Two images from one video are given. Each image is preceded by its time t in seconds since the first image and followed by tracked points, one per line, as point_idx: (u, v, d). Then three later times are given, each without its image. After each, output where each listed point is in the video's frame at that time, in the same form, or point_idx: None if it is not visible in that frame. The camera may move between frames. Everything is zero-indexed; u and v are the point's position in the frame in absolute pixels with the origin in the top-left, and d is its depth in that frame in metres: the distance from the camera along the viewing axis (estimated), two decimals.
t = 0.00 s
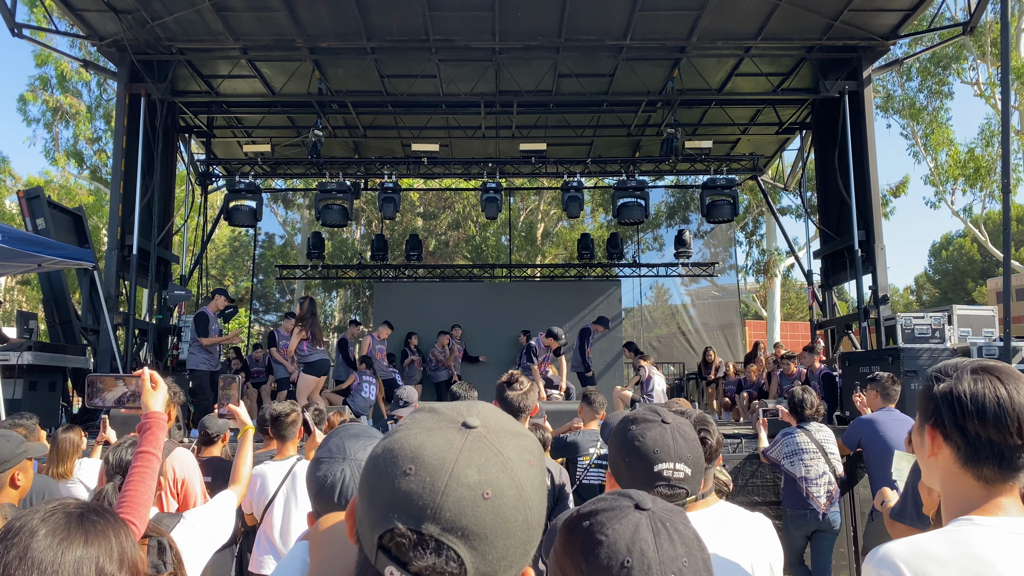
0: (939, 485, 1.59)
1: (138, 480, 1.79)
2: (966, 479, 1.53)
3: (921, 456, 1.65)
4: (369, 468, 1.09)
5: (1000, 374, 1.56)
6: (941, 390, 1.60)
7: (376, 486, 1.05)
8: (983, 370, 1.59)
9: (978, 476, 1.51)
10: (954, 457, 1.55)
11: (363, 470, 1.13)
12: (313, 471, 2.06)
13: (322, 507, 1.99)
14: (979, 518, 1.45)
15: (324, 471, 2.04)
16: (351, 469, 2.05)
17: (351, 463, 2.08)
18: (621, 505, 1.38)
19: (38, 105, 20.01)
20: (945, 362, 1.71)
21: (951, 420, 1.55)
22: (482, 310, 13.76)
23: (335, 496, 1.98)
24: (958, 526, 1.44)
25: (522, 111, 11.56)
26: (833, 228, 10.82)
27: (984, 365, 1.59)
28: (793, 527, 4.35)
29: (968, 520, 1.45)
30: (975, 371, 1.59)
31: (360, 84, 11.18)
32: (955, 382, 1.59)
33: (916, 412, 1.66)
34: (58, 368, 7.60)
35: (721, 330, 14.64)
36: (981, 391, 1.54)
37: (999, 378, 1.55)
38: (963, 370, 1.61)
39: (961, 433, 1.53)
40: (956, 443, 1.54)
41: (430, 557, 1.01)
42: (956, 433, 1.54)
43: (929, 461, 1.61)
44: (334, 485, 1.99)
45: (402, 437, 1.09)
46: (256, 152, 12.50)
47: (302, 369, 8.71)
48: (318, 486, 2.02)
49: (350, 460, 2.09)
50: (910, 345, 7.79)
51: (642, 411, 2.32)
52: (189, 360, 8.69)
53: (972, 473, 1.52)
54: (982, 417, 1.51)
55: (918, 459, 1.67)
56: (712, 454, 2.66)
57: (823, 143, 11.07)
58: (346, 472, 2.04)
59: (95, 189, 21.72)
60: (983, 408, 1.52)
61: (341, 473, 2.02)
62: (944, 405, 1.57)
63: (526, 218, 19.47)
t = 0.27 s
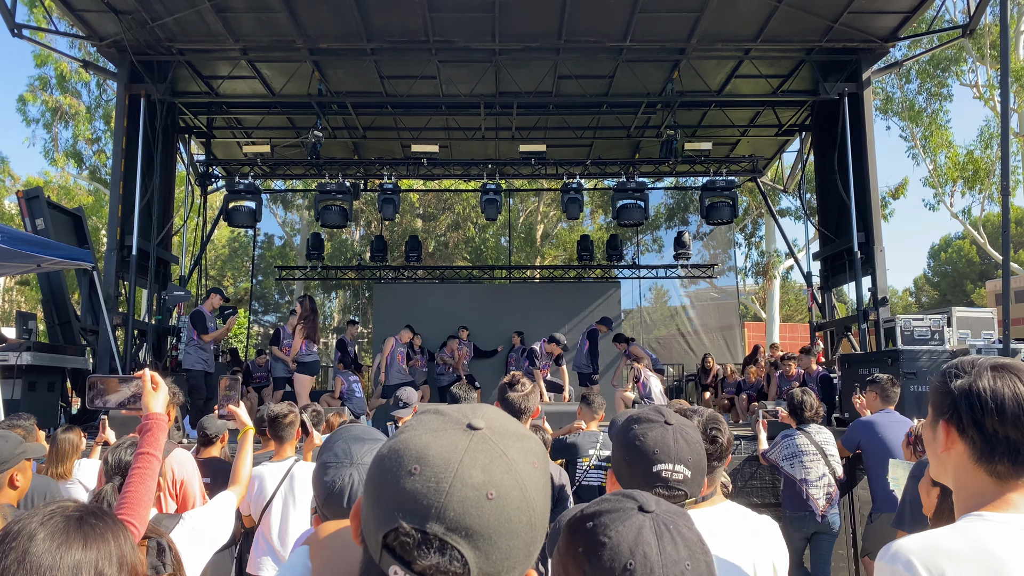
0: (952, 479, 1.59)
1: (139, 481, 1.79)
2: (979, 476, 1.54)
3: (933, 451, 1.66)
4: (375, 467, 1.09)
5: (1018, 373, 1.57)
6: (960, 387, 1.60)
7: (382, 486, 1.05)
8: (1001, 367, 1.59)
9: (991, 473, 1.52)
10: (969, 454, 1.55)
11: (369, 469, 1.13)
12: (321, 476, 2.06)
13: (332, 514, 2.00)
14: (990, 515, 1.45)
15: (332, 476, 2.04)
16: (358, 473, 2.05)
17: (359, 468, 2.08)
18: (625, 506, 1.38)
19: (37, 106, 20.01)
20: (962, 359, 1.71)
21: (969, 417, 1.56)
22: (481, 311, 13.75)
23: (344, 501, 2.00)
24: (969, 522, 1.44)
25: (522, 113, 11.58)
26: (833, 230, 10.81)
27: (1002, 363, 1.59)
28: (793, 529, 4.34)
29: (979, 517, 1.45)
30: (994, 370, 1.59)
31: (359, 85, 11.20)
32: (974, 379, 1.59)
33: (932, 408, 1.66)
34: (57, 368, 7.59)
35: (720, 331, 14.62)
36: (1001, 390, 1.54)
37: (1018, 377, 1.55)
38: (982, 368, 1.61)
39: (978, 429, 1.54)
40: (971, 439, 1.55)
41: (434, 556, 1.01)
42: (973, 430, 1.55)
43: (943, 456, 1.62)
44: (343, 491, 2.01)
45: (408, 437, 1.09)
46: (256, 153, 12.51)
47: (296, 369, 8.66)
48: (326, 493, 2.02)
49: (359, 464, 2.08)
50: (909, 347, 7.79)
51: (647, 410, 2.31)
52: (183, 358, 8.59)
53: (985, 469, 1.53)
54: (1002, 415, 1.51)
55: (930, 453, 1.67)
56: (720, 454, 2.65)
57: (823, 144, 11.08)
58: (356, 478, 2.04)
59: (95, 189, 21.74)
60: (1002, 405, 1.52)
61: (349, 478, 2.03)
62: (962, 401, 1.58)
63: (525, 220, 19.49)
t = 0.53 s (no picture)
0: (948, 478, 1.62)
1: (143, 483, 1.80)
2: (975, 476, 1.56)
3: (930, 449, 1.68)
4: (388, 466, 1.10)
5: (1017, 375, 1.58)
6: (958, 389, 1.61)
7: (396, 485, 1.06)
8: (1000, 369, 1.60)
9: (986, 473, 1.54)
10: (966, 454, 1.57)
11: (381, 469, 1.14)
12: (339, 475, 2.03)
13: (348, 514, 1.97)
14: (984, 515, 1.48)
15: (350, 476, 2.01)
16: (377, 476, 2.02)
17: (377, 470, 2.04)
18: (627, 512, 1.38)
19: (36, 105, 20.02)
20: (961, 359, 1.72)
21: (967, 418, 1.57)
22: (480, 313, 13.76)
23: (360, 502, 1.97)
24: (962, 521, 1.47)
25: (522, 114, 11.62)
26: (832, 232, 10.83)
27: (1002, 364, 1.60)
28: (792, 531, 4.35)
29: (974, 516, 1.48)
30: (994, 371, 1.60)
31: (359, 86, 11.22)
32: (973, 381, 1.60)
33: (929, 408, 1.68)
34: (57, 369, 7.60)
35: (719, 333, 14.63)
36: (1000, 392, 1.55)
37: (1016, 379, 1.56)
38: (980, 369, 1.62)
39: (976, 431, 1.55)
40: (970, 440, 1.56)
41: (449, 554, 1.02)
42: (970, 431, 1.57)
43: (940, 456, 1.64)
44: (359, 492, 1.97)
45: (421, 437, 1.10)
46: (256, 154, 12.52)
47: (290, 369, 8.62)
48: (344, 494, 1.99)
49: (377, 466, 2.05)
50: (908, 349, 7.80)
51: (659, 410, 2.32)
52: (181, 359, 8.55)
53: (981, 470, 1.55)
54: (1000, 418, 1.53)
55: (927, 451, 1.69)
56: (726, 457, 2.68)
57: (822, 147, 11.09)
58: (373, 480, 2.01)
59: (93, 189, 21.72)
60: (1001, 408, 1.53)
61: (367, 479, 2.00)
62: (960, 402, 1.59)
63: (524, 221, 19.57)
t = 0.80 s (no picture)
0: (944, 479, 1.61)
1: (149, 483, 1.78)
2: (972, 479, 1.55)
3: (926, 451, 1.66)
4: (402, 467, 1.08)
5: (1014, 377, 1.56)
6: (955, 391, 1.60)
7: (411, 487, 1.03)
8: (998, 372, 1.58)
9: (985, 476, 1.53)
10: (964, 457, 1.56)
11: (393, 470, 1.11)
12: (354, 466, 1.92)
13: (363, 505, 1.87)
14: (982, 517, 1.47)
15: (365, 467, 1.90)
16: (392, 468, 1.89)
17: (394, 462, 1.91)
18: (629, 522, 1.35)
19: (32, 104, 19.93)
20: (957, 359, 1.70)
21: (966, 421, 1.56)
22: (478, 314, 13.75)
23: (374, 493, 1.86)
24: (957, 522, 1.47)
25: (522, 115, 11.62)
26: (830, 234, 10.83)
27: (999, 365, 1.59)
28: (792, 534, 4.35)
29: (971, 518, 1.47)
30: (991, 374, 1.59)
31: (358, 86, 11.21)
32: (971, 384, 1.58)
33: (926, 409, 1.66)
34: (53, 368, 7.55)
35: (717, 335, 14.61)
36: (999, 395, 1.54)
37: (1014, 381, 1.55)
38: (977, 372, 1.61)
39: (975, 435, 1.54)
40: (968, 442, 1.55)
41: (468, 556, 1.00)
42: (968, 433, 1.55)
43: (937, 458, 1.62)
44: (373, 483, 1.86)
45: (435, 438, 1.08)
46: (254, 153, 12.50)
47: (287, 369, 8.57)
48: (358, 484, 1.88)
49: (394, 458, 1.92)
50: (906, 351, 7.80)
51: (676, 410, 2.30)
52: (176, 359, 8.48)
53: (979, 471, 1.54)
54: (1000, 422, 1.52)
55: (923, 453, 1.68)
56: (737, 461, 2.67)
57: (821, 149, 11.10)
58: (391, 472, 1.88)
59: (89, 189, 21.62)
60: (1000, 412, 1.52)
61: (382, 471, 1.87)
62: (959, 405, 1.58)
63: (522, 222, 19.64)
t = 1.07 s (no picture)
0: (941, 478, 1.60)
1: (154, 481, 1.77)
2: (972, 479, 1.54)
3: (923, 451, 1.65)
4: (411, 468, 1.06)
5: (1010, 377, 1.56)
6: (952, 392, 1.59)
7: (421, 488, 1.02)
8: (996, 372, 1.58)
9: (984, 475, 1.52)
10: (961, 457, 1.55)
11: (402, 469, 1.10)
12: (359, 467, 1.91)
13: (366, 506, 1.85)
14: (982, 517, 1.46)
15: (368, 468, 1.89)
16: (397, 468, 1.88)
17: (398, 463, 1.90)
18: (643, 523, 1.35)
19: (29, 102, 19.86)
20: (954, 358, 1.69)
21: (965, 423, 1.55)
22: (476, 314, 13.73)
23: (377, 494, 1.84)
24: (959, 521, 1.46)
25: (520, 115, 11.62)
26: (829, 235, 10.83)
27: (997, 365, 1.58)
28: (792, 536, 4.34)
29: (971, 519, 1.47)
30: (989, 374, 1.58)
31: (357, 85, 11.19)
32: (970, 385, 1.57)
33: (922, 410, 1.65)
34: (50, 367, 7.52)
35: (715, 336, 14.60)
36: (997, 395, 1.53)
37: (1012, 381, 1.54)
38: (974, 371, 1.60)
39: (974, 435, 1.53)
40: (966, 443, 1.54)
41: (481, 558, 0.99)
42: (967, 435, 1.54)
43: (934, 457, 1.61)
44: (377, 483, 1.84)
45: (445, 438, 1.07)
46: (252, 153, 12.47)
47: (286, 369, 8.56)
48: (361, 485, 1.87)
49: (397, 459, 1.91)
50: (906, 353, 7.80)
51: (679, 411, 2.30)
52: (173, 359, 8.41)
53: (977, 472, 1.53)
54: (999, 423, 1.51)
55: (919, 453, 1.67)
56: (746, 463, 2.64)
57: (819, 150, 11.11)
58: (393, 473, 1.87)
59: (86, 188, 21.53)
60: (1000, 412, 1.51)
61: (386, 471, 1.86)
62: (958, 405, 1.57)
63: (519, 223, 19.65)
